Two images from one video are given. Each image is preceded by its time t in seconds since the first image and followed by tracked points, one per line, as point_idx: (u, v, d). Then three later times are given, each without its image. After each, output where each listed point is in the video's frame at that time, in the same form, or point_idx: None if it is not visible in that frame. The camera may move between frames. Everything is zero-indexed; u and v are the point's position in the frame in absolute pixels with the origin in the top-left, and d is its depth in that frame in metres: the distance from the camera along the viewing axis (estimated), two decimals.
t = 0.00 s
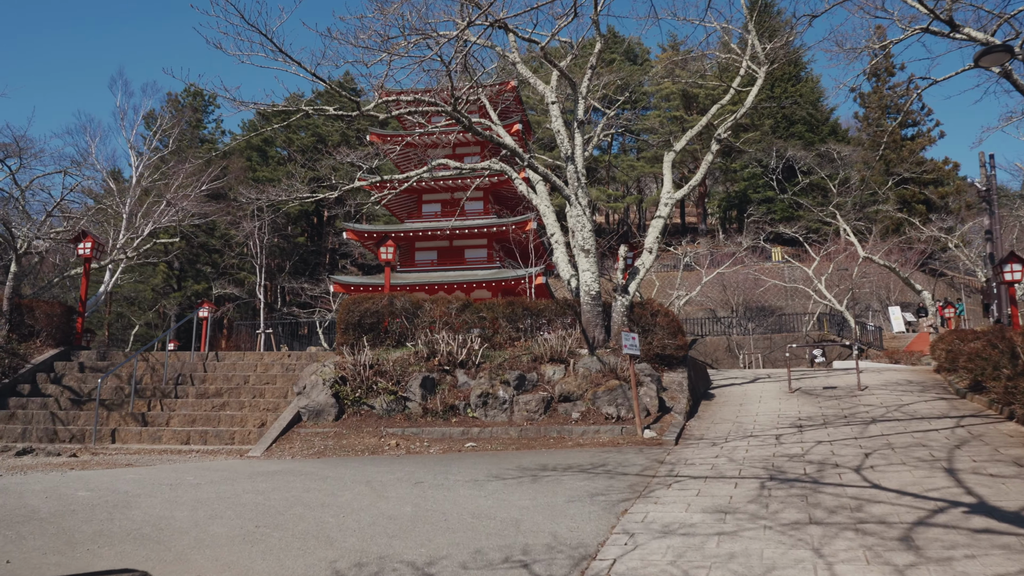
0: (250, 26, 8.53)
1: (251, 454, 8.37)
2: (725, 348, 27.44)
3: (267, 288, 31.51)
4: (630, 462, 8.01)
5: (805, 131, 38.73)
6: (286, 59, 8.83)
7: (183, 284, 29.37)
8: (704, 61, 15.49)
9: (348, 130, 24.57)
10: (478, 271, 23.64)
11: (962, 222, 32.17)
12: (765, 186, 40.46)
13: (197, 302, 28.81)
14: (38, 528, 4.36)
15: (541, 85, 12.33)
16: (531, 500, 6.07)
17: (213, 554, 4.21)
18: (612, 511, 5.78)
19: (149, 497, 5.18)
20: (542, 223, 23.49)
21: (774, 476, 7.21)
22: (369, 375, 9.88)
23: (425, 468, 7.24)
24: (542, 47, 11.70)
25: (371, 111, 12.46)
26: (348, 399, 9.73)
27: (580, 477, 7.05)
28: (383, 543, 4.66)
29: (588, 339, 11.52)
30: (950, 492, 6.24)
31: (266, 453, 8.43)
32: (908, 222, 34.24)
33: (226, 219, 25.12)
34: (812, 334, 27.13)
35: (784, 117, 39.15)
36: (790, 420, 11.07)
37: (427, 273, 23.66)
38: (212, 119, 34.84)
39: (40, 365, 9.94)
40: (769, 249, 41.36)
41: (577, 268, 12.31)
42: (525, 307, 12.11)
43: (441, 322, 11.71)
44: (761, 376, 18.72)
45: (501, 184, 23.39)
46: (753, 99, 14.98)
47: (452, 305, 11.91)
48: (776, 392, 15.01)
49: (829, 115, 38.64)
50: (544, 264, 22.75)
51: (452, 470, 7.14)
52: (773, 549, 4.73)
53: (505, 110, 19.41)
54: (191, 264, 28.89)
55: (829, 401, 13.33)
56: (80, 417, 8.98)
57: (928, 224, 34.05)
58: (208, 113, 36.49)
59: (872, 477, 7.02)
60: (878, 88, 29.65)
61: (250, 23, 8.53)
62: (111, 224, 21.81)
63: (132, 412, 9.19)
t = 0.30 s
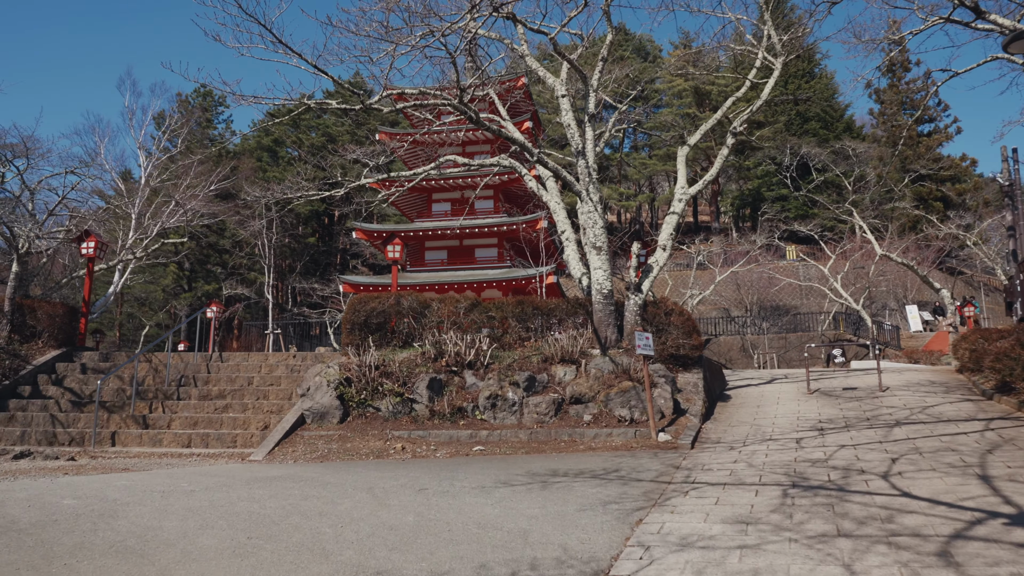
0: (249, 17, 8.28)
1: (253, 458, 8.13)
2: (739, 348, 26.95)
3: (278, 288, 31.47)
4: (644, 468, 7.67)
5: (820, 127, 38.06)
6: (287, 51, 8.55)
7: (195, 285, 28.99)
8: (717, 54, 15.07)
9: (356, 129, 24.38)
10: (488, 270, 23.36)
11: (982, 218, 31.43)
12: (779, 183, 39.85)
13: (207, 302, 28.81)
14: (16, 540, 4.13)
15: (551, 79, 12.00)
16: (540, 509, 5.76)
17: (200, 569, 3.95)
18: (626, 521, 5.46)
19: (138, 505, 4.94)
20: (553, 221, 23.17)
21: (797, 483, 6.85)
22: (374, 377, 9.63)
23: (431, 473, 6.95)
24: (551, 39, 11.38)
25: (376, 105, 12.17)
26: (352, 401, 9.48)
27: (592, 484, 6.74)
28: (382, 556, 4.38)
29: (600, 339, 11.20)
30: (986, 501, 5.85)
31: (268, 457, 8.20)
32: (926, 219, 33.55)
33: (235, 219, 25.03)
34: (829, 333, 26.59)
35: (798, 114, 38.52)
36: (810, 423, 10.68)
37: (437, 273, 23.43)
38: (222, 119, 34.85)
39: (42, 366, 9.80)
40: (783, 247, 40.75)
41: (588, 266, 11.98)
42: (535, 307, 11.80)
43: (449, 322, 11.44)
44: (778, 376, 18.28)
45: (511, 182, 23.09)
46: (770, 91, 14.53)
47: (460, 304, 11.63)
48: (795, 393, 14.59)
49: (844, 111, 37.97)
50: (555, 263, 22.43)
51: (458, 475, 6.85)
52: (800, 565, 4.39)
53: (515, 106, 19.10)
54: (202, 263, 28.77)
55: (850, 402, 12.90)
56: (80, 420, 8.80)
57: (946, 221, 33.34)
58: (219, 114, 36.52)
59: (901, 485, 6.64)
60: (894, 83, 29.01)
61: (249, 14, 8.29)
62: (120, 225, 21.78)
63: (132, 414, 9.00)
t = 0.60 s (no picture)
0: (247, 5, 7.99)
1: (253, 463, 7.89)
2: (753, 348, 26.46)
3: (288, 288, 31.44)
4: (658, 475, 7.33)
5: (833, 124, 37.38)
6: (286, 40, 8.25)
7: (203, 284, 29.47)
8: (730, 47, 14.66)
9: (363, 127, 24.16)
10: (498, 269, 23.08)
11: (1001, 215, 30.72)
12: (792, 181, 39.25)
13: (216, 302, 28.80)
14: None
15: (560, 71, 11.66)
16: (549, 519, 5.45)
17: None
18: (640, 533, 5.15)
19: (124, 516, 4.70)
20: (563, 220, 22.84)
21: (820, 491, 6.50)
22: (379, 378, 9.38)
23: (435, 479, 6.66)
24: (560, 31, 11.06)
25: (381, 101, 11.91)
26: (357, 403, 9.22)
27: (604, 491, 6.44)
28: (379, 572, 4.09)
29: (612, 339, 10.88)
30: None
31: (269, 462, 7.96)
32: (943, 216, 32.86)
33: (243, 218, 24.93)
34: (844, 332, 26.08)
35: (811, 111, 37.89)
36: (831, 427, 10.29)
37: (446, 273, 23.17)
38: (232, 120, 34.86)
39: (42, 367, 9.63)
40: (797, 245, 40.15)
41: (599, 264, 11.66)
42: (545, 306, 11.48)
43: (456, 322, 11.16)
44: (794, 377, 17.86)
45: (521, 180, 22.79)
46: (786, 83, 14.07)
47: (468, 303, 11.35)
48: (813, 395, 14.16)
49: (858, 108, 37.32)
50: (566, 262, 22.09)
51: (464, 482, 6.55)
52: None
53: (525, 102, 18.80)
54: (210, 264, 28.93)
55: (872, 404, 12.47)
56: (79, 423, 8.59)
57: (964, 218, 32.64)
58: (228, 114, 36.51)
59: (932, 493, 6.26)
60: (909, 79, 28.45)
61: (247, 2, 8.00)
62: (128, 226, 21.76)
63: (132, 416, 8.79)
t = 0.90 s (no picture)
0: None
1: (253, 467, 7.64)
2: (765, 347, 26.01)
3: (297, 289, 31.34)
4: (674, 481, 7.01)
5: (847, 121, 36.72)
6: (286, 32, 7.97)
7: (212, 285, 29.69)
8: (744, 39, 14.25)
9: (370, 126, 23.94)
10: (507, 268, 22.79)
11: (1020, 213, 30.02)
12: (805, 179, 38.67)
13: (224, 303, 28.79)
14: None
15: (569, 64, 11.33)
16: (559, 529, 5.15)
17: None
18: (656, 545, 4.84)
19: (110, 526, 4.45)
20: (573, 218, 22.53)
21: (846, 499, 6.15)
22: (383, 380, 9.10)
23: (440, 486, 6.38)
24: (569, 21, 10.73)
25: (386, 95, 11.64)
26: (361, 405, 8.97)
27: (616, 499, 6.13)
28: None
29: (623, 339, 10.56)
30: None
31: (270, 466, 7.71)
32: (960, 214, 32.18)
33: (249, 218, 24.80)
34: (860, 331, 25.56)
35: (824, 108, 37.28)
36: (852, 430, 9.91)
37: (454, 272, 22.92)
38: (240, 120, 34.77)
39: (42, 368, 9.45)
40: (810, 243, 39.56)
41: (610, 262, 11.34)
42: (554, 305, 11.17)
43: (463, 322, 10.88)
44: (810, 378, 17.44)
45: (530, 178, 22.47)
46: (803, 74, 13.64)
47: (476, 302, 11.07)
48: (831, 396, 13.75)
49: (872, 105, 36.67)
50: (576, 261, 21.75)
51: (470, 488, 6.26)
52: None
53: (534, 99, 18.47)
54: (219, 265, 29.00)
55: (893, 406, 12.05)
56: (77, 425, 8.38)
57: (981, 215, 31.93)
58: (237, 115, 36.44)
59: (967, 502, 5.89)
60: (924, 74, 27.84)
61: None
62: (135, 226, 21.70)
63: (131, 419, 8.59)
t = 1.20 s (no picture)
0: None
1: (255, 472, 7.39)
2: (779, 347, 25.55)
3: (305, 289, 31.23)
4: (692, 489, 6.69)
5: (860, 118, 36.04)
6: (286, 21, 7.71)
7: (220, 286, 29.73)
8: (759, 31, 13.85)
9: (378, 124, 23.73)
10: (516, 268, 22.50)
11: None
12: (817, 177, 38.13)
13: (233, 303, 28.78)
14: None
15: (580, 55, 11.00)
16: (572, 542, 4.84)
17: None
18: (676, 559, 4.52)
19: (94, 538, 4.18)
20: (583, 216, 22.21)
21: (877, 509, 5.80)
22: (389, 381, 8.82)
23: (447, 492, 6.09)
24: (580, 11, 10.41)
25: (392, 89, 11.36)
26: (366, 407, 8.71)
27: (632, 508, 5.82)
28: None
29: (636, 339, 10.22)
30: None
31: (271, 471, 7.46)
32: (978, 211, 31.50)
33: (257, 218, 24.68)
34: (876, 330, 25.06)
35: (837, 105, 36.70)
36: (876, 434, 9.53)
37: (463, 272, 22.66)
38: (249, 120, 34.77)
39: (42, 369, 9.26)
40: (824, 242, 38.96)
41: (623, 259, 11.00)
42: (565, 304, 10.85)
43: (471, 321, 10.58)
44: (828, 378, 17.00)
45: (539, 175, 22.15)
46: (821, 65, 13.21)
47: (484, 302, 10.78)
48: (851, 397, 13.34)
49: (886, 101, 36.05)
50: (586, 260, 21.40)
51: (478, 496, 5.96)
52: None
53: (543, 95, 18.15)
54: (227, 266, 29.06)
55: (917, 408, 11.64)
56: (76, 428, 8.17)
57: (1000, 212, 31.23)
58: (246, 115, 36.40)
59: (1007, 512, 5.52)
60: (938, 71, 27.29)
61: None
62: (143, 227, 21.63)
63: (131, 421, 8.36)
